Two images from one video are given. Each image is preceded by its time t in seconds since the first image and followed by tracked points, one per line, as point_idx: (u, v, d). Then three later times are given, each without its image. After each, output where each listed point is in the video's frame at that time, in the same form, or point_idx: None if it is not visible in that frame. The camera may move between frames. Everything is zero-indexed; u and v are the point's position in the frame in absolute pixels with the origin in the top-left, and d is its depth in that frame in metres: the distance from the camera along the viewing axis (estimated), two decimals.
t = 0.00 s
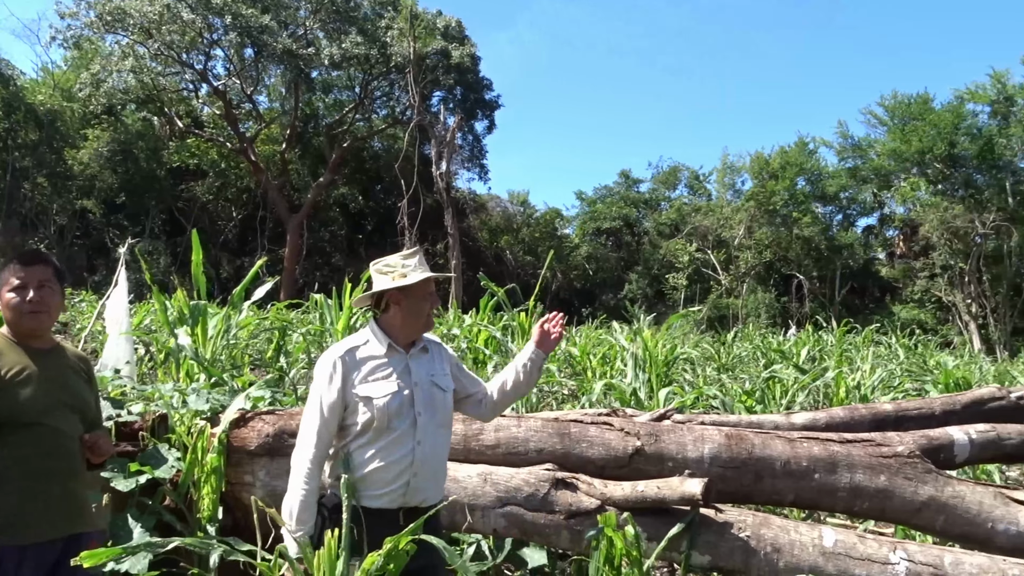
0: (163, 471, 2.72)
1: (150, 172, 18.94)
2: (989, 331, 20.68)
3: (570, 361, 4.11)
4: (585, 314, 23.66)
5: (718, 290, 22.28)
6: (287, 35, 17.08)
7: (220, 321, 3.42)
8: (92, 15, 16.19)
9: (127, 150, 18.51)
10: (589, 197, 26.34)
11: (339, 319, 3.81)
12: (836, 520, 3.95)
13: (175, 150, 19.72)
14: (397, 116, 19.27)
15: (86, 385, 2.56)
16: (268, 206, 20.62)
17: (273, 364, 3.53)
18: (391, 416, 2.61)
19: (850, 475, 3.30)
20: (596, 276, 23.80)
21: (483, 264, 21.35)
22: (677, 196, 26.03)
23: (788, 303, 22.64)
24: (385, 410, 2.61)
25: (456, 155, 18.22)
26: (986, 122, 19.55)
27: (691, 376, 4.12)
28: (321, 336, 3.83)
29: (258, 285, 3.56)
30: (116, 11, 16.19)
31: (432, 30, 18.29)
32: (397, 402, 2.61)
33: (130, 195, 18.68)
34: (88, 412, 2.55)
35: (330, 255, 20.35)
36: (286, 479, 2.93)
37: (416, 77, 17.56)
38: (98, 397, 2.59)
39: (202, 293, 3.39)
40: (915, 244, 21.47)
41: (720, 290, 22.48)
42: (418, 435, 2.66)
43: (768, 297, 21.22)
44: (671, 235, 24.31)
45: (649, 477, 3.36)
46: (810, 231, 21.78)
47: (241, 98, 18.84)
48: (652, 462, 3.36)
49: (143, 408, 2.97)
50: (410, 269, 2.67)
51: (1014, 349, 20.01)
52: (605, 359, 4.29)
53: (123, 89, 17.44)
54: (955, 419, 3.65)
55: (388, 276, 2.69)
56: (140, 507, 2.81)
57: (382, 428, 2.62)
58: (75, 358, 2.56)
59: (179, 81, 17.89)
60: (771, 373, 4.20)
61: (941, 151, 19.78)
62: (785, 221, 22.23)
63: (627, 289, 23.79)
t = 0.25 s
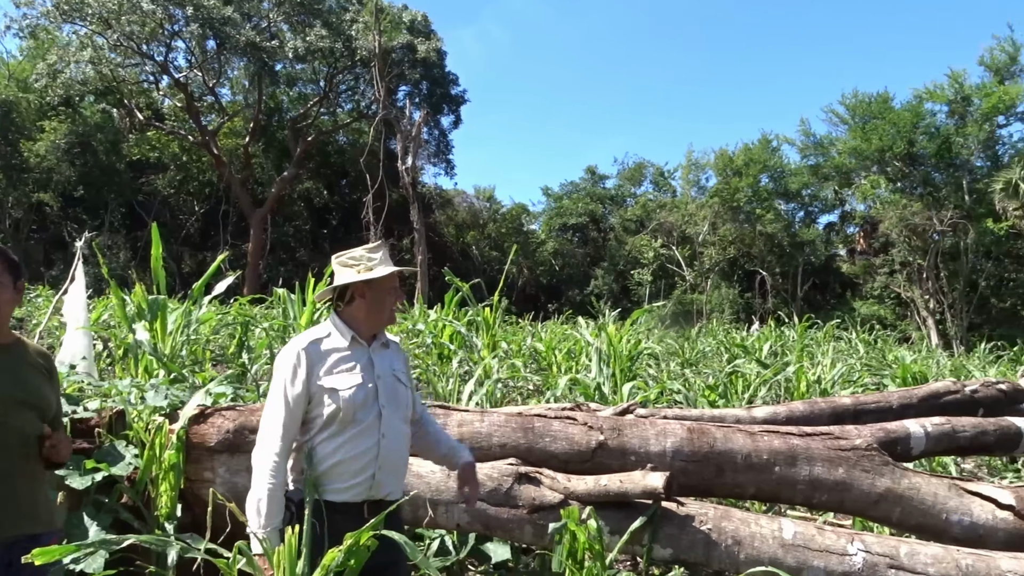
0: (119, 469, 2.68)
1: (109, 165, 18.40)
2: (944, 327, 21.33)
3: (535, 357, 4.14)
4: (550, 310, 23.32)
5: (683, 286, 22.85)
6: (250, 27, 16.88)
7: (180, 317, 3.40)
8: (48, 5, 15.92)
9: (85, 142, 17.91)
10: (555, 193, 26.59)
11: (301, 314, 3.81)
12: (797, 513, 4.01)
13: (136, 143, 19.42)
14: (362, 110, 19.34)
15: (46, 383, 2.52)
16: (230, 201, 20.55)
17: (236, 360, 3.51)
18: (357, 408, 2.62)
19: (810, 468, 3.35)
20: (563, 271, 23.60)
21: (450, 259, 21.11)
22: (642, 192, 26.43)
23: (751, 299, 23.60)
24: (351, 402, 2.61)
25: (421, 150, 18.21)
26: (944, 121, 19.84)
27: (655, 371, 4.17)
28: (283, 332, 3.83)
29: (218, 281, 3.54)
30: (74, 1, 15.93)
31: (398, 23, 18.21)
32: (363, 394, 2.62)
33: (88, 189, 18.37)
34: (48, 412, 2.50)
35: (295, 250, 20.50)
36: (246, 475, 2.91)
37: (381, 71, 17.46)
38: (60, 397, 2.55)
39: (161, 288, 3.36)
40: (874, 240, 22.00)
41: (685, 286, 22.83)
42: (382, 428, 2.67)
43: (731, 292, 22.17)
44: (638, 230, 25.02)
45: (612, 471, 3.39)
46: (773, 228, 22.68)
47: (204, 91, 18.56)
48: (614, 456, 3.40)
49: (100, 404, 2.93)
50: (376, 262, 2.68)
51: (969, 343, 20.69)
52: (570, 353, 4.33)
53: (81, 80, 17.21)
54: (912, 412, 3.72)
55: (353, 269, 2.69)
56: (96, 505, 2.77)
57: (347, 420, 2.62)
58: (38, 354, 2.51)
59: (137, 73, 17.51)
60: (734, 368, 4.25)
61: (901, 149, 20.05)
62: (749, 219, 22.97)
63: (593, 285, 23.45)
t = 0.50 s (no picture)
0: (64, 464, 2.65)
1: (57, 154, 18.19)
2: (894, 322, 21.87)
3: (491, 351, 4.17)
4: (506, 304, 24.07)
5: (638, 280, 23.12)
6: (203, 14, 16.67)
7: (127, 310, 3.36)
8: None
9: (31, 131, 17.77)
10: (513, 186, 26.77)
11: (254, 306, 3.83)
12: (749, 505, 4.07)
13: (84, 133, 19.03)
14: (319, 101, 19.26)
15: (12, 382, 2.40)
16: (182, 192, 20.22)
17: (187, 353, 3.49)
18: (310, 399, 2.60)
19: (759, 460, 3.41)
20: (519, 266, 24.13)
21: (405, 252, 21.71)
22: (599, 187, 26.68)
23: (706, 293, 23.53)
24: (303, 393, 2.59)
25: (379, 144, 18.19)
26: (893, 120, 20.82)
27: (610, 364, 4.23)
28: (234, 325, 3.82)
29: (167, 272, 3.51)
30: None
31: (355, 15, 18.07)
32: (313, 385, 2.60)
33: (35, 178, 18.00)
34: (14, 409, 2.38)
35: (249, 242, 20.15)
36: (194, 471, 2.87)
37: (337, 63, 17.37)
38: (29, 394, 2.43)
39: (107, 280, 3.31)
40: (826, 236, 22.46)
41: (640, 280, 23.26)
42: (334, 419, 2.66)
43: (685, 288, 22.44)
44: (593, 226, 24.98)
45: (566, 464, 3.44)
46: (728, 223, 23.13)
47: (155, 79, 18.32)
48: (568, 449, 3.46)
49: (44, 401, 2.89)
50: (327, 254, 2.67)
51: (916, 337, 21.27)
52: (526, 346, 4.37)
53: (27, 66, 17.01)
54: (859, 405, 3.80)
55: (303, 260, 2.67)
56: (39, 503, 2.72)
57: (298, 411, 2.59)
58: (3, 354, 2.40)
59: (87, 61, 17.50)
60: (688, 362, 4.31)
61: (851, 147, 20.93)
62: (704, 214, 23.27)
63: (550, 279, 24.22)
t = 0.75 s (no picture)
0: (7, 461, 2.60)
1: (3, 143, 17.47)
2: (845, 318, 22.46)
3: (448, 346, 4.21)
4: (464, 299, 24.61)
5: (596, 277, 23.67)
6: (156, 3, 16.57)
7: (75, 303, 3.32)
8: None
9: None
10: (472, 181, 26.93)
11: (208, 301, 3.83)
12: (701, 498, 4.15)
13: (33, 121, 18.64)
14: (275, 93, 19.18)
15: None
16: (134, 183, 19.88)
17: (139, 348, 3.47)
18: (260, 392, 2.59)
19: (711, 454, 3.47)
20: (478, 260, 24.67)
21: (365, 247, 21.71)
22: (558, 182, 26.90)
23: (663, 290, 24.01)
24: (253, 386, 2.58)
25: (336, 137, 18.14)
26: (846, 120, 21.36)
27: (566, 359, 4.29)
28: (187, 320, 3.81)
29: (116, 265, 3.47)
30: None
31: (313, 5, 17.81)
32: (264, 378, 2.60)
33: None
34: None
35: (203, 236, 19.95)
36: (142, 467, 2.84)
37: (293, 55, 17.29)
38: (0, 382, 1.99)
39: (54, 273, 3.27)
40: (780, 234, 22.97)
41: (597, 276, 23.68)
42: (285, 412, 2.66)
43: (642, 284, 22.94)
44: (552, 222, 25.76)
45: (519, 458, 3.52)
46: (684, 220, 23.09)
47: (106, 68, 18.09)
48: (522, 444, 3.52)
49: None
50: (277, 246, 2.67)
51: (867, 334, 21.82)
52: (482, 342, 4.42)
53: None
54: (809, 400, 3.88)
55: (251, 253, 2.66)
56: None
57: (249, 405, 2.58)
58: None
59: (36, 47, 17.44)
60: (643, 357, 4.36)
61: (805, 147, 21.29)
62: (661, 211, 23.38)
63: (508, 274, 24.56)
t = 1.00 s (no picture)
0: None
1: None
2: (795, 317, 22.99)
3: (403, 341, 4.20)
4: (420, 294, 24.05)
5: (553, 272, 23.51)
6: None
7: (17, 294, 3.23)
8: None
9: None
10: (429, 175, 26.46)
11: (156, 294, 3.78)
12: (653, 492, 4.21)
13: None
14: (228, 81, 18.85)
15: None
16: (80, 171, 19.33)
17: (83, 341, 3.40)
18: (204, 383, 2.56)
19: (663, 449, 3.52)
20: (434, 255, 23.92)
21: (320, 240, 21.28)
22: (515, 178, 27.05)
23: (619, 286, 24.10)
24: (197, 377, 2.55)
25: (292, 127, 17.88)
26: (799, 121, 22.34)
27: (522, 354, 4.31)
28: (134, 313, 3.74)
29: (61, 256, 3.39)
30: None
31: None
32: (208, 369, 2.57)
33: None
34: None
35: (153, 226, 19.56)
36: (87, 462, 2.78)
37: (248, 43, 16.97)
38: None
39: None
40: (734, 233, 23.35)
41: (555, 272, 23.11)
42: (232, 404, 2.63)
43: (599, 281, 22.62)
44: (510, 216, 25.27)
45: (474, 453, 3.53)
46: (640, 218, 23.44)
47: (51, 51, 17.58)
48: (476, 439, 3.53)
49: None
50: (219, 236, 2.64)
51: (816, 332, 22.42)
52: (438, 336, 4.42)
53: None
54: (758, 395, 3.97)
55: (194, 243, 2.63)
56: None
57: (193, 396, 2.55)
58: None
59: None
60: (598, 353, 4.41)
61: (759, 147, 22.31)
62: (617, 208, 23.72)
63: (465, 270, 23.90)
